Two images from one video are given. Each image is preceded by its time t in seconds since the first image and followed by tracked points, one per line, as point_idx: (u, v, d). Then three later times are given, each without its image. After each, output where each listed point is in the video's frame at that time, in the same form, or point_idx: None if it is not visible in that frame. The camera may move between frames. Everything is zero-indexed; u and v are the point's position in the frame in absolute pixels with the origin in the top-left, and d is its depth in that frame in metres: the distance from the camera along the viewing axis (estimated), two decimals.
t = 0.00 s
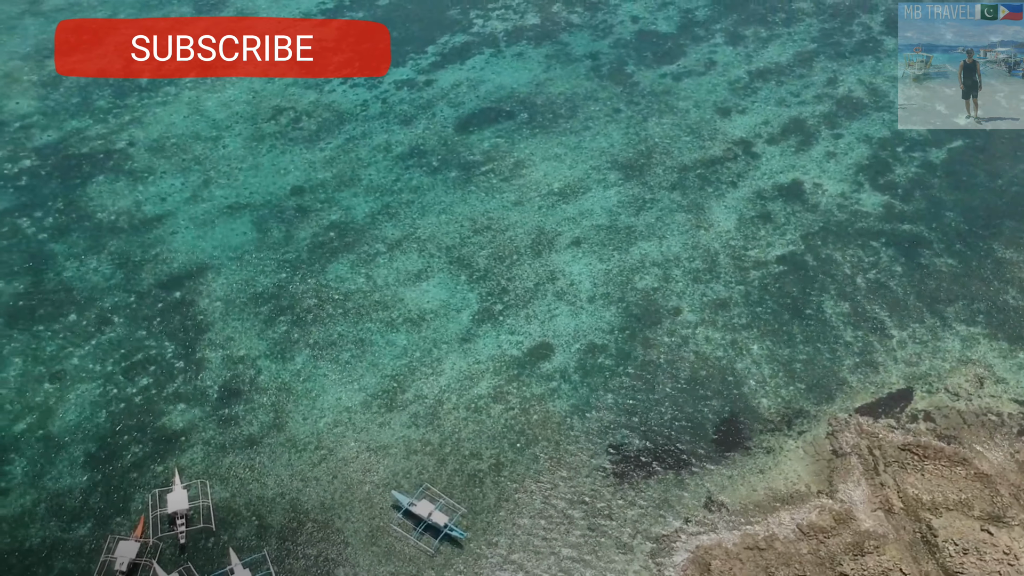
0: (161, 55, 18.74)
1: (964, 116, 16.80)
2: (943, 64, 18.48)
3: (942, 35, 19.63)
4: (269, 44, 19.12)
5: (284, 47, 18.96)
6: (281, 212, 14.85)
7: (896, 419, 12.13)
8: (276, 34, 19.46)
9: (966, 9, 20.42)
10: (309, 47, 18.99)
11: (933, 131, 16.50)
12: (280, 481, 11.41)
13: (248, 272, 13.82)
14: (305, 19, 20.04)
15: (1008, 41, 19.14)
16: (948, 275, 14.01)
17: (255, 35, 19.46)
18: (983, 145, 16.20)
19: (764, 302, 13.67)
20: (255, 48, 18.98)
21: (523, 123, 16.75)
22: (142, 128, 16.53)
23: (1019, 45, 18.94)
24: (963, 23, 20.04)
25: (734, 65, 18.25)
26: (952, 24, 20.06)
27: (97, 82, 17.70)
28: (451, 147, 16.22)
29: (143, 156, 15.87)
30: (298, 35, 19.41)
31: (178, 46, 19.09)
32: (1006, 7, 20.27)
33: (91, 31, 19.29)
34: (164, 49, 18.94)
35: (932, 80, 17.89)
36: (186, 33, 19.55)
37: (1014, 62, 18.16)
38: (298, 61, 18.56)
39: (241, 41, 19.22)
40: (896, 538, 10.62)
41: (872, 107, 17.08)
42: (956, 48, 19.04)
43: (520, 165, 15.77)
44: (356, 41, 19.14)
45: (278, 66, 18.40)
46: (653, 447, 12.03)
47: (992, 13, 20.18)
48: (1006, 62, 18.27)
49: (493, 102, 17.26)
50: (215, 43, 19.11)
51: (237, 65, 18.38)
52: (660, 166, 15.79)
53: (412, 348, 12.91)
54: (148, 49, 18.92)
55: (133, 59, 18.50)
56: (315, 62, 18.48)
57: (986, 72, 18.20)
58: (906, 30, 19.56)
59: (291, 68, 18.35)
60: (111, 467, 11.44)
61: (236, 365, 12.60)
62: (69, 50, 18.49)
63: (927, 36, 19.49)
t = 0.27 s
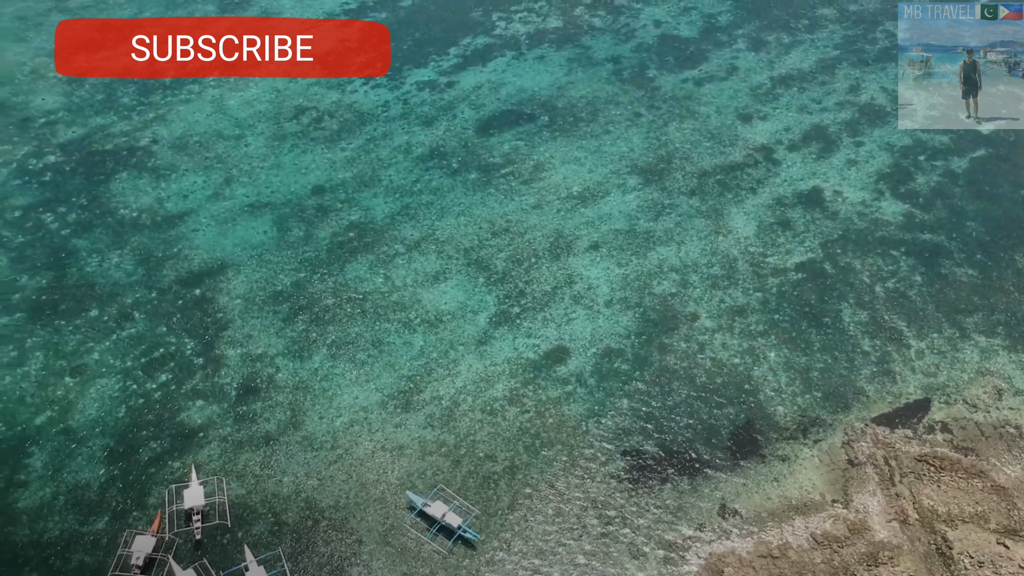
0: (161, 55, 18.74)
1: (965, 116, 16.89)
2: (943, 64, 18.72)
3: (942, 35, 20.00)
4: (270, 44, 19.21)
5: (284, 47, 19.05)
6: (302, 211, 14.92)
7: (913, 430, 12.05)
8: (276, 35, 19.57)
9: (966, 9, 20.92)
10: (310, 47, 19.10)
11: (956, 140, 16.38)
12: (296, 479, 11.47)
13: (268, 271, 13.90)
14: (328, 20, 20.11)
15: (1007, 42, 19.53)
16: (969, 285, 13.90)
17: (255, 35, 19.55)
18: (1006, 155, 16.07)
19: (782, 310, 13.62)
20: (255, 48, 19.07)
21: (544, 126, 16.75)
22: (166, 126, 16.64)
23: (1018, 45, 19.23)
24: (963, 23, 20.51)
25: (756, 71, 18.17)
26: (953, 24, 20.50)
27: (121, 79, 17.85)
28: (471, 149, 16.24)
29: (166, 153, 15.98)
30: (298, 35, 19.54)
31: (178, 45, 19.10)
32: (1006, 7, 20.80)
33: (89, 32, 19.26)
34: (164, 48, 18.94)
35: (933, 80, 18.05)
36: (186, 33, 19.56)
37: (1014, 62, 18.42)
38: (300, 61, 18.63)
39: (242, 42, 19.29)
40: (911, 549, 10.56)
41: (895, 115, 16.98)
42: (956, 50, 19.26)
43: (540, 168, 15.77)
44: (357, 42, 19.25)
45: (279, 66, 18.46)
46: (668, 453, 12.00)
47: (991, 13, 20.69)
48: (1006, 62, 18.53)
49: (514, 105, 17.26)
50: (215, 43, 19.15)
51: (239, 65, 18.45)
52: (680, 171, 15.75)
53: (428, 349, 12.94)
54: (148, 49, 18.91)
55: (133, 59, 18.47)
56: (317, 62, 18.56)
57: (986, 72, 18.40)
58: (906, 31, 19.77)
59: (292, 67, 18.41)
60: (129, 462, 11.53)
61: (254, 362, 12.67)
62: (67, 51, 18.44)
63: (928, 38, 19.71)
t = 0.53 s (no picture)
0: (161, 55, 18.73)
1: (965, 115, 17.01)
2: (944, 64, 18.70)
3: (943, 36, 19.79)
4: (270, 44, 19.21)
5: (285, 47, 19.05)
6: (326, 210, 14.98)
7: (934, 442, 11.93)
8: (276, 35, 19.55)
9: (966, 9, 20.61)
10: (310, 47, 19.07)
11: (985, 150, 16.21)
12: (315, 476, 11.52)
13: (292, 268, 13.97)
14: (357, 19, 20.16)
15: (1008, 42, 19.40)
16: (995, 298, 13.74)
17: (255, 35, 19.53)
18: None
19: (805, 318, 13.54)
20: (255, 48, 19.06)
21: (569, 129, 16.72)
22: (194, 122, 16.77)
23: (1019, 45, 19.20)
24: (964, 24, 20.22)
25: (784, 77, 18.06)
26: (952, 24, 20.24)
27: (152, 75, 18.04)
28: (496, 150, 16.25)
29: (194, 149, 16.10)
30: (298, 35, 19.52)
31: (178, 45, 19.07)
32: (1007, 7, 20.55)
33: (88, 31, 19.22)
34: (164, 48, 18.91)
35: (932, 80, 18.13)
36: (186, 33, 19.52)
37: (1015, 62, 18.47)
38: (299, 61, 18.61)
39: (242, 41, 19.28)
40: (930, 562, 10.46)
41: (923, 124, 16.83)
42: (956, 49, 19.30)
43: (564, 171, 15.75)
44: (358, 42, 19.26)
45: (279, 66, 18.43)
46: (686, 459, 11.95)
47: (992, 13, 20.44)
48: (1006, 62, 18.57)
49: (540, 107, 17.25)
50: (215, 44, 19.12)
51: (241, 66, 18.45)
52: (704, 176, 15.69)
53: (449, 350, 12.97)
54: (148, 49, 18.90)
55: (133, 59, 18.46)
56: (316, 62, 18.54)
57: (986, 72, 18.49)
58: (906, 31, 19.84)
59: (292, 67, 18.39)
60: (151, 455, 11.63)
61: (276, 359, 12.73)
62: (67, 51, 18.42)
63: (927, 37, 19.76)
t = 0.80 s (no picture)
0: (161, 55, 18.84)
1: (966, 115, 17.11)
2: (944, 64, 18.83)
3: (942, 35, 20.05)
4: (270, 44, 19.27)
5: (284, 47, 19.10)
6: (352, 208, 15.05)
7: (957, 456, 11.76)
8: (276, 34, 19.61)
9: (966, 9, 20.87)
10: (310, 47, 19.12)
11: (1017, 162, 16.00)
12: (336, 473, 11.58)
13: (318, 265, 14.05)
14: (387, 19, 20.20)
15: (1008, 42, 19.64)
16: None
17: (255, 35, 19.60)
18: None
19: (830, 328, 13.44)
20: (255, 48, 19.13)
21: (596, 132, 16.70)
22: (224, 118, 16.91)
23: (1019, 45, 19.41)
24: (964, 23, 20.47)
25: (813, 85, 17.94)
26: (953, 24, 20.49)
27: (184, 71, 18.26)
28: (523, 152, 16.25)
29: (223, 146, 16.24)
30: (298, 35, 19.58)
31: (178, 45, 19.17)
32: (1007, 7, 20.79)
33: (88, 34, 19.29)
34: (164, 48, 19.03)
35: (933, 79, 18.27)
36: (186, 33, 19.61)
37: (1015, 62, 18.64)
38: (299, 61, 18.68)
39: (242, 41, 19.35)
40: None
41: (953, 134, 16.66)
42: (956, 49, 19.46)
43: (590, 175, 15.73)
44: (357, 41, 19.33)
45: (278, 66, 18.51)
46: (706, 467, 11.88)
47: (992, 13, 20.69)
48: (1006, 62, 18.73)
49: (568, 110, 17.23)
50: (215, 43, 19.22)
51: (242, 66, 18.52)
52: (731, 182, 15.61)
53: (471, 350, 12.98)
54: (149, 49, 19.02)
55: (133, 60, 18.59)
56: (316, 62, 18.60)
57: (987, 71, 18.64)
58: (905, 30, 19.96)
59: (291, 67, 18.47)
60: (175, 447, 11.73)
61: (300, 355, 12.80)
62: (68, 52, 18.56)
63: (927, 37, 19.90)
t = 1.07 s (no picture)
0: (161, 55, 18.81)
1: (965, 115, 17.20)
2: (943, 64, 19.04)
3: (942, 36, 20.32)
4: (270, 44, 19.33)
5: (284, 47, 19.17)
6: (379, 208, 15.11)
7: (981, 472, 11.63)
8: (276, 35, 19.67)
9: (966, 9, 21.17)
10: (310, 47, 19.17)
11: None
12: (357, 471, 11.63)
13: (344, 263, 14.11)
14: (418, 19, 20.21)
15: (1008, 41, 19.90)
16: None
17: (255, 35, 19.64)
18: None
19: (855, 338, 13.34)
20: (255, 48, 19.17)
21: (624, 137, 16.66)
22: (255, 115, 17.03)
23: (1018, 45, 19.68)
24: (964, 23, 20.79)
25: (844, 94, 17.81)
26: (954, 24, 20.79)
27: (217, 68, 18.43)
28: (550, 155, 16.23)
29: (253, 143, 16.36)
30: (298, 35, 19.64)
31: (178, 45, 19.16)
32: (1007, 7, 21.03)
33: (87, 36, 19.24)
34: (164, 48, 19.00)
35: (933, 79, 18.44)
36: (186, 33, 19.61)
37: (1014, 62, 18.93)
38: (300, 61, 18.73)
39: (242, 42, 19.36)
40: None
41: (986, 146, 16.48)
42: (955, 49, 19.71)
43: (617, 179, 15.70)
44: (356, 41, 19.38)
45: (279, 66, 18.55)
46: (727, 475, 11.80)
47: (992, 13, 20.97)
48: (1006, 62, 19.03)
49: (596, 114, 17.19)
50: (215, 43, 19.21)
51: (242, 66, 18.53)
52: (759, 190, 15.52)
53: (494, 352, 12.99)
54: (148, 49, 18.99)
55: (133, 59, 18.55)
56: (316, 62, 18.65)
57: (985, 72, 18.93)
58: (905, 29, 20.14)
59: (292, 67, 18.50)
60: (199, 441, 11.83)
61: (324, 352, 12.87)
62: (68, 53, 18.53)
63: (926, 37, 20.10)
